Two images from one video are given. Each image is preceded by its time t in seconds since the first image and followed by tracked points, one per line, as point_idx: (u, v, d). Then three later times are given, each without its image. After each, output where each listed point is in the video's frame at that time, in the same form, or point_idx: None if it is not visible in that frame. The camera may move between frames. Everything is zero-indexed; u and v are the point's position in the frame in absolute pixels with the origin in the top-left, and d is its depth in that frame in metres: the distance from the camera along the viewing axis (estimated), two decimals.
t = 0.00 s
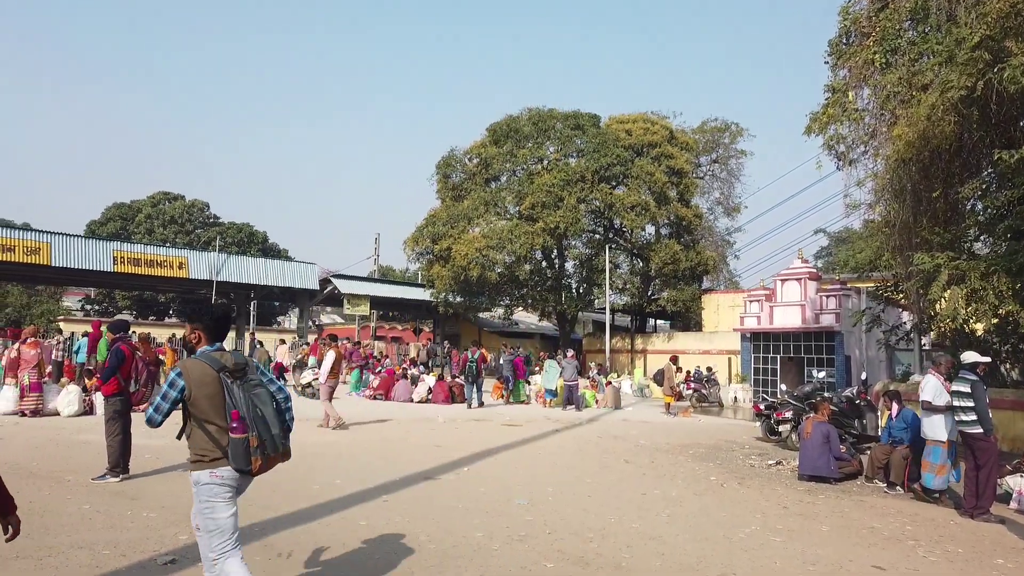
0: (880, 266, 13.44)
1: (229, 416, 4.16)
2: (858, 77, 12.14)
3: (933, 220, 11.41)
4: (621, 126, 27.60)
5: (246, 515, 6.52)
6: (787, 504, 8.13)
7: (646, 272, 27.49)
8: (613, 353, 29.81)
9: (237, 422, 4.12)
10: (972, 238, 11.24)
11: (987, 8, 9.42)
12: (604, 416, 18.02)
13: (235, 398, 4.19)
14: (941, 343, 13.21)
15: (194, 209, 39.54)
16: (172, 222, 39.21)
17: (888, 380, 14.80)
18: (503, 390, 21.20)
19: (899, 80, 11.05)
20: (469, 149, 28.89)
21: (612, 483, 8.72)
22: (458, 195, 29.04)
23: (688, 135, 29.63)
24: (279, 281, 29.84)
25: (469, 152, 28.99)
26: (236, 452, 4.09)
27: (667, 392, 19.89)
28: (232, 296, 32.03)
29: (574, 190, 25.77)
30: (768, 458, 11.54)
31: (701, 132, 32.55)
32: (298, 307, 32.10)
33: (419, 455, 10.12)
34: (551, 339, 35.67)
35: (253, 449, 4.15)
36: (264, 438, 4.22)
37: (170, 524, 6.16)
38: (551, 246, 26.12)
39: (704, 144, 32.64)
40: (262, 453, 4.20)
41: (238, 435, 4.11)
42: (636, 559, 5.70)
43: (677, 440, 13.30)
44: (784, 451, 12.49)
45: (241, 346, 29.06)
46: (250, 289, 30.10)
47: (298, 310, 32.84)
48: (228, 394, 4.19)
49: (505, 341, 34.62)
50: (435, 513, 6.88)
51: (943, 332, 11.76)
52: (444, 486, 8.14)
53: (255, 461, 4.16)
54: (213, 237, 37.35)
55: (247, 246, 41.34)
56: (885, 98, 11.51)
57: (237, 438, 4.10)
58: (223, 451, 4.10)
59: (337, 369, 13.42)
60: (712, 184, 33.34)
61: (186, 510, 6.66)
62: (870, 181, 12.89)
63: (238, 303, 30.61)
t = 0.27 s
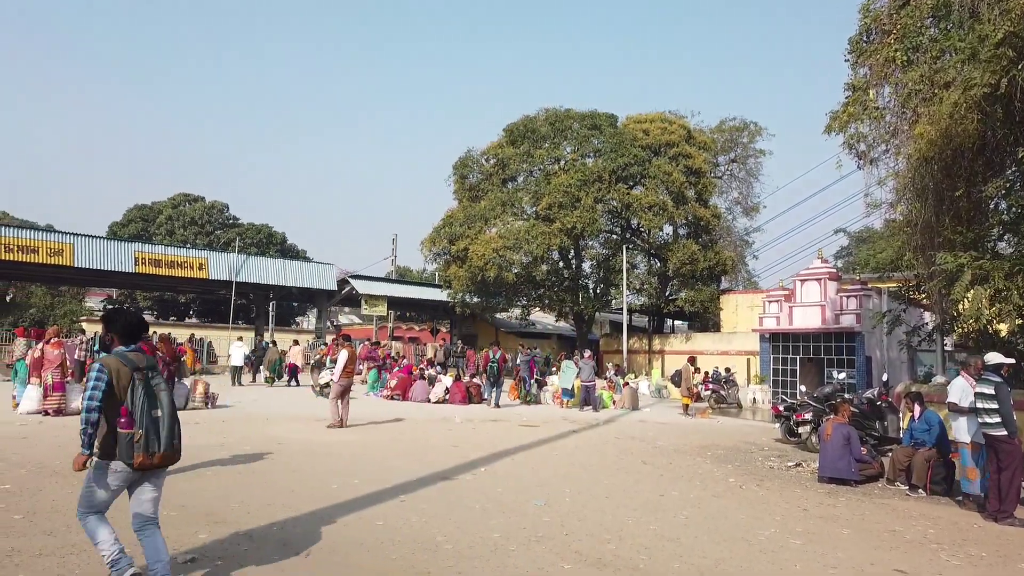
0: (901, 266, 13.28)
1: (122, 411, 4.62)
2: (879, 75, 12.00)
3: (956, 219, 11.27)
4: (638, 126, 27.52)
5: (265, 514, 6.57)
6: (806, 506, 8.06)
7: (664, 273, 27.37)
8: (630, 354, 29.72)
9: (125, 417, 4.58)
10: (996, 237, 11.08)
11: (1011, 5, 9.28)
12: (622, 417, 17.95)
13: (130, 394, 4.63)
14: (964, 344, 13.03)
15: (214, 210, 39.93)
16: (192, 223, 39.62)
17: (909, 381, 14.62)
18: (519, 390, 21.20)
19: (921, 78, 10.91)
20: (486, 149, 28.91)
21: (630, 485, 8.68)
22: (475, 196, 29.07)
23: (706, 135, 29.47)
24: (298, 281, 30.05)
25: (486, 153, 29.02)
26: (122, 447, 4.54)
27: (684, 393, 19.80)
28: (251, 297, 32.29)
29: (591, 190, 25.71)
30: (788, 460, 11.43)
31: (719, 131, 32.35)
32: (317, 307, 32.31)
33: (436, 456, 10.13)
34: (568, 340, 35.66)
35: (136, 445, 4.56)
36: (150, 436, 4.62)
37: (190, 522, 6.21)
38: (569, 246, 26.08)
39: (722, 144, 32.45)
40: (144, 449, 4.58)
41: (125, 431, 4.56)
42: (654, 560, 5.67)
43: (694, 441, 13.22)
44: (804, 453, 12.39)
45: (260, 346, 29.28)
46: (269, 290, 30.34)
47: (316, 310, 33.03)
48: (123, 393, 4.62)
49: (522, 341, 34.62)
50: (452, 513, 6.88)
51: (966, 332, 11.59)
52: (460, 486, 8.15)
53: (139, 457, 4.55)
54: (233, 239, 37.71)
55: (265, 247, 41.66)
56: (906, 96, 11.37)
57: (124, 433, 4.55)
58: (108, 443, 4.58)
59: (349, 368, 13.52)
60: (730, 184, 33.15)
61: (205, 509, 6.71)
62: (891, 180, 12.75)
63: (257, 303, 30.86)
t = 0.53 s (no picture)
0: (925, 266, 13.10)
1: (55, 398, 4.90)
2: (901, 74, 11.86)
3: (980, 219, 11.12)
4: (656, 126, 27.41)
5: (284, 514, 6.61)
6: (828, 509, 7.98)
7: (682, 273, 27.22)
8: (648, 355, 29.61)
9: (61, 403, 4.89)
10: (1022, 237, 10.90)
11: None
12: (640, 418, 17.87)
13: (61, 382, 4.93)
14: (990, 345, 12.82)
15: (234, 212, 40.29)
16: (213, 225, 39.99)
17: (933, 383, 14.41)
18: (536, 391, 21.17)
19: (944, 76, 10.76)
20: (504, 150, 28.90)
21: (648, 486, 8.63)
22: (493, 197, 29.08)
23: (725, 134, 29.28)
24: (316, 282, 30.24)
25: (503, 154, 29.02)
26: (65, 429, 4.87)
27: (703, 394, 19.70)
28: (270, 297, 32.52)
29: (608, 190, 25.62)
30: (808, 462, 11.33)
31: (738, 131, 32.14)
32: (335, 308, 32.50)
33: (454, 456, 10.14)
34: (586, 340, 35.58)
35: (75, 426, 4.93)
36: (89, 415, 5.02)
37: (211, 521, 6.26)
38: (586, 246, 26.01)
39: (741, 143, 32.22)
40: (85, 428, 4.98)
41: (65, 415, 4.89)
42: (673, 562, 5.64)
43: (714, 443, 13.13)
44: (825, 455, 12.27)
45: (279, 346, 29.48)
46: (289, 291, 30.55)
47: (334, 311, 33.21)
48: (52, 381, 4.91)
49: (540, 342, 34.61)
50: (470, 513, 6.88)
51: (991, 333, 11.41)
52: (478, 487, 8.15)
53: (82, 435, 4.96)
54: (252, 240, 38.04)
55: (284, 248, 41.97)
56: (928, 95, 11.22)
57: (64, 416, 4.88)
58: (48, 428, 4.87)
59: (361, 369, 13.85)
60: (749, 183, 32.91)
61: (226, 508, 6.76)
62: (914, 179, 12.58)
63: (277, 304, 31.08)
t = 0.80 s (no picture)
0: (949, 266, 12.93)
1: None
2: (924, 71, 11.71)
3: (1005, 218, 10.95)
4: (674, 125, 27.29)
5: (305, 513, 6.65)
6: (849, 511, 7.89)
7: (701, 273, 27.06)
8: (667, 355, 29.47)
9: None
10: None
11: None
12: (658, 419, 17.78)
13: None
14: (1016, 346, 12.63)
15: (253, 213, 40.60)
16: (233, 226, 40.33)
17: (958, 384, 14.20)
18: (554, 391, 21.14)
19: (967, 73, 10.61)
20: (521, 151, 28.88)
21: (668, 488, 8.58)
22: (510, 197, 29.07)
23: (744, 134, 29.09)
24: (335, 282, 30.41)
25: (520, 154, 28.99)
26: None
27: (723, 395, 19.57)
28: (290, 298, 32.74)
29: (626, 190, 25.53)
30: (830, 464, 11.21)
31: (757, 130, 31.91)
32: (354, 308, 32.67)
33: (472, 457, 10.15)
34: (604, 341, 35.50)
35: None
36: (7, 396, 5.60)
37: (232, 520, 6.31)
38: (604, 246, 25.92)
39: (760, 142, 32.00)
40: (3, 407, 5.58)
41: None
42: (693, 564, 5.61)
43: (733, 444, 13.03)
44: (846, 457, 12.14)
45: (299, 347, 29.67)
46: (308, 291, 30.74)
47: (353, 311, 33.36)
48: None
49: (558, 342, 34.57)
50: (488, 513, 6.89)
51: (1016, 334, 11.24)
52: (496, 487, 8.14)
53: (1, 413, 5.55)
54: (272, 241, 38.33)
55: (303, 249, 42.24)
56: (952, 93, 11.08)
57: None
58: None
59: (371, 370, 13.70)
60: (769, 182, 32.67)
61: (247, 507, 6.81)
62: (937, 178, 12.42)
63: (296, 304, 31.28)
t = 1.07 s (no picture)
0: (972, 266, 12.74)
1: None
2: (946, 69, 11.56)
3: None
4: (692, 124, 27.17)
5: (324, 512, 6.69)
6: (871, 513, 7.81)
7: (719, 273, 26.92)
8: (685, 356, 29.35)
9: None
10: None
11: None
12: (676, 420, 17.68)
13: None
14: None
15: (272, 214, 40.90)
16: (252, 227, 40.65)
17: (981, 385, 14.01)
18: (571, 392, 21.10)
19: (990, 70, 10.47)
20: (538, 151, 28.84)
21: (686, 489, 8.54)
22: (527, 198, 29.04)
23: (762, 133, 28.90)
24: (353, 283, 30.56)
25: (537, 155, 28.96)
26: None
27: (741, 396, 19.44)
28: (307, 298, 32.93)
29: (644, 190, 25.43)
30: (851, 465, 11.10)
31: (776, 129, 31.68)
32: (371, 309, 32.81)
33: (490, 457, 10.15)
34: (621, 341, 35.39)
35: None
36: None
37: (253, 519, 6.36)
38: (622, 247, 25.83)
39: (779, 142, 31.76)
40: None
41: None
42: (712, 566, 5.58)
43: (752, 445, 12.93)
44: (867, 459, 12.01)
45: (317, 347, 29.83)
46: (326, 292, 30.92)
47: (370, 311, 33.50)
48: None
49: (575, 343, 34.53)
50: (506, 514, 6.89)
51: None
52: (514, 488, 8.14)
53: None
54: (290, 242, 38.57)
55: (321, 250, 42.48)
56: (974, 90, 10.93)
57: None
58: None
59: (383, 368, 13.82)
60: (788, 182, 32.44)
61: (267, 506, 6.86)
62: (960, 177, 12.26)
63: (314, 305, 31.47)
